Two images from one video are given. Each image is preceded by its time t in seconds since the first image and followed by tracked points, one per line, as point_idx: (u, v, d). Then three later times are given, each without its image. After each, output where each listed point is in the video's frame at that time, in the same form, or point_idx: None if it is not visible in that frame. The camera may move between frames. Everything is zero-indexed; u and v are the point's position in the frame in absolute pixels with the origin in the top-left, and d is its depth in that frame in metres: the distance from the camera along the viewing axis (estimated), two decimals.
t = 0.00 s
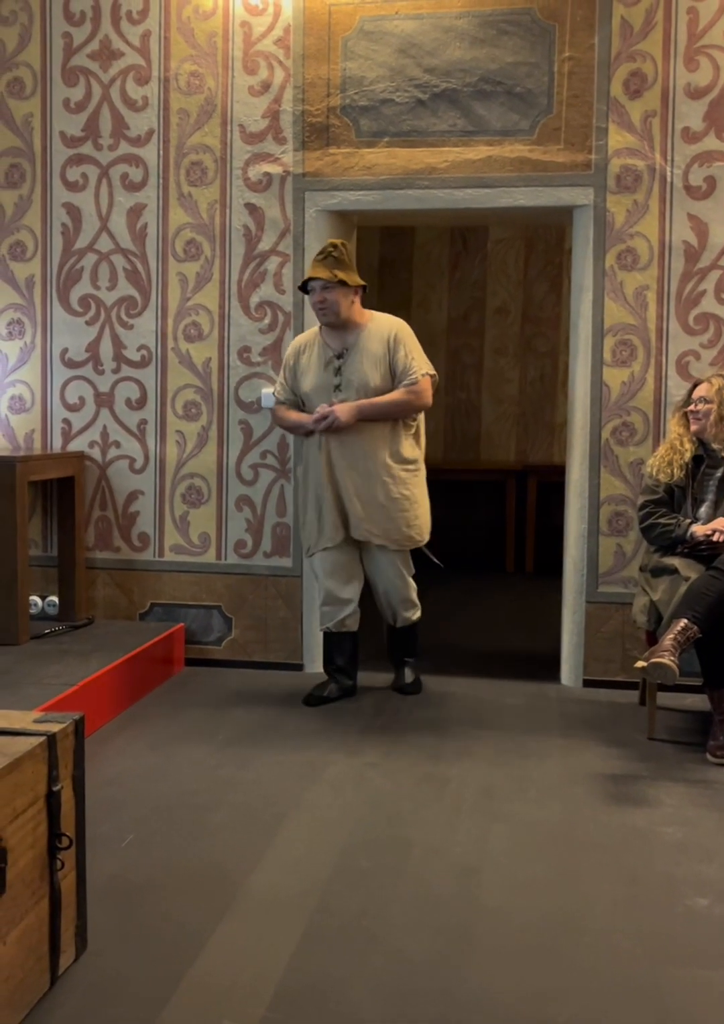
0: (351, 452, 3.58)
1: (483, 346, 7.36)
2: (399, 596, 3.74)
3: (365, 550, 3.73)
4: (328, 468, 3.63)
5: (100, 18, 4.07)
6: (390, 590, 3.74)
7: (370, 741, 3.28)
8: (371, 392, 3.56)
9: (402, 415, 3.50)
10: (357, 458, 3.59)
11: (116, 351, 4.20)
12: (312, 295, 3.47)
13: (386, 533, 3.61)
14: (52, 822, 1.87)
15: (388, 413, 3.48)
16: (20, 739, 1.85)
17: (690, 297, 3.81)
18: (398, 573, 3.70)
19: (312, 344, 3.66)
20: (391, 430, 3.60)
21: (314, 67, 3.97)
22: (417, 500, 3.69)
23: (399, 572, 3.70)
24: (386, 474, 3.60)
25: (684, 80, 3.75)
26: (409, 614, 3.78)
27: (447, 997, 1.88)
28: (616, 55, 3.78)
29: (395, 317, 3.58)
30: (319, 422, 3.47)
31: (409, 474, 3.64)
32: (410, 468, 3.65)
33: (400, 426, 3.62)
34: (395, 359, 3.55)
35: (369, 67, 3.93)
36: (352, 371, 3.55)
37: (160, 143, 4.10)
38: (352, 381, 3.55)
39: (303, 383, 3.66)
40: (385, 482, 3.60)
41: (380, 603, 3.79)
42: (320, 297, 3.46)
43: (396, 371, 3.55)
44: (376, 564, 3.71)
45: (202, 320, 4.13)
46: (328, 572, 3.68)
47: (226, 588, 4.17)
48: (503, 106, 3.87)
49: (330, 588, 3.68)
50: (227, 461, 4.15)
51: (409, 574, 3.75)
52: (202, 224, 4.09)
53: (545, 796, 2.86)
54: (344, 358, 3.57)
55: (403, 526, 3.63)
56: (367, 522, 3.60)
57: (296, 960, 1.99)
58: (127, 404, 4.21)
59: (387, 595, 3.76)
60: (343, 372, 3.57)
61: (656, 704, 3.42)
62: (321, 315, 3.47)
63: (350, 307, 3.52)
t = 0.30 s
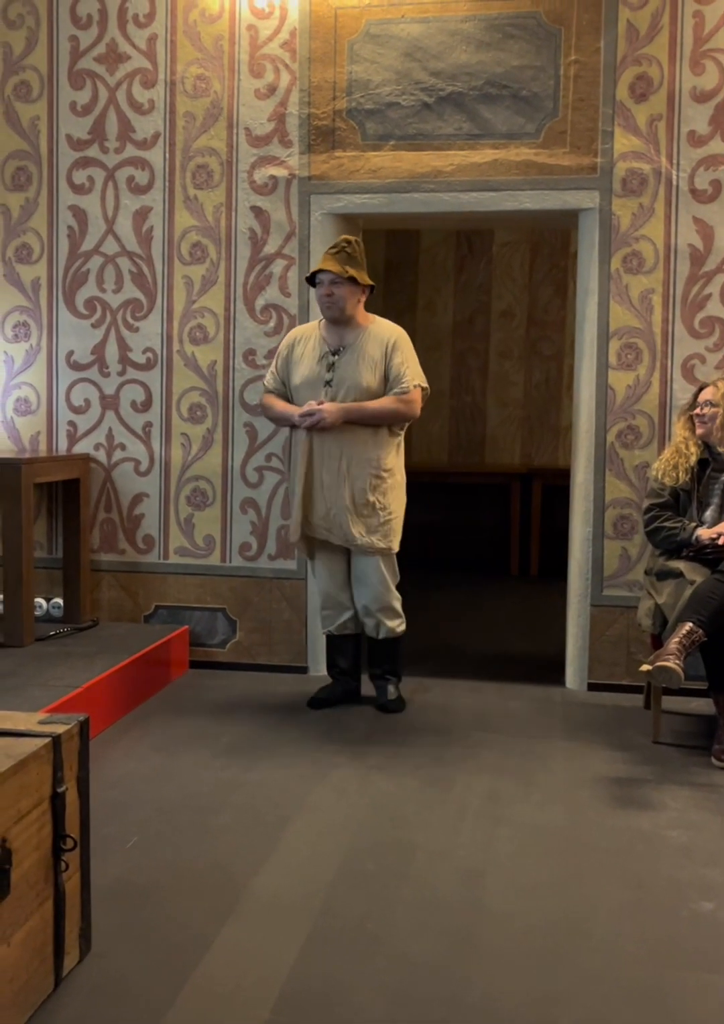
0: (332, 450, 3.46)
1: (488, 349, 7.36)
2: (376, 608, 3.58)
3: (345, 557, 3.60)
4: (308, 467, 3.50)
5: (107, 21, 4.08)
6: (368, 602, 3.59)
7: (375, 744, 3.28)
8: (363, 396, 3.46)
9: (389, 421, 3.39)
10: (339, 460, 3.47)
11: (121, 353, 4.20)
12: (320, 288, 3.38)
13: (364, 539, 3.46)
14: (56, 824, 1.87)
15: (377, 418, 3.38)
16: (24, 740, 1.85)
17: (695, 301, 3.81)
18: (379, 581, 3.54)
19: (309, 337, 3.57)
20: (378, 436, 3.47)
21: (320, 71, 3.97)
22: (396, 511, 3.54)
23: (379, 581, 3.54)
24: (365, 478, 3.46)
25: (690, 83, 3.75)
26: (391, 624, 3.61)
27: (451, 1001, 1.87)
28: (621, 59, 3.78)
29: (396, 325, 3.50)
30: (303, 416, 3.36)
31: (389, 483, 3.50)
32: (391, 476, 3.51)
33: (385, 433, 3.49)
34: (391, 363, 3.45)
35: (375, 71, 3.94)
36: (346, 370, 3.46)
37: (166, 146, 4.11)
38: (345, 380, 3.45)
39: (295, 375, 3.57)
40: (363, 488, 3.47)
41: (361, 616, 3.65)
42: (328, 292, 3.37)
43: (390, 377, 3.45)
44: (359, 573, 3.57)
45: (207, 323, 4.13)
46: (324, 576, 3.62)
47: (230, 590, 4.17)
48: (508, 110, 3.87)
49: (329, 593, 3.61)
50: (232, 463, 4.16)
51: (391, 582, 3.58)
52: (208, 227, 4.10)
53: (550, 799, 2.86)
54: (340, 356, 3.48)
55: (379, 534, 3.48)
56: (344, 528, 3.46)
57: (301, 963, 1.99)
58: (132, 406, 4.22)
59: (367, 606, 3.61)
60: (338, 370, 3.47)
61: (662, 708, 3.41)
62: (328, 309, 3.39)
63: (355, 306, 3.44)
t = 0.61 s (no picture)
0: (330, 459, 3.38)
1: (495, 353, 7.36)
2: (356, 613, 3.39)
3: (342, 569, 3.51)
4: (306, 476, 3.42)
5: (115, 26, 4.10)
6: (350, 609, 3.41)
7: (382, 748, 3.27)
8: (366, 405, 3.38)
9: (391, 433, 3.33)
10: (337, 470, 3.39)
11: (129, 357, 4.21)
12: (331, 291, 3.34)
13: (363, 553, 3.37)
14: (65, 827, 1.87)
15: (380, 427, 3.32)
16: (33, 743, 1.84)
17: (703, 305, 3.81)
18: (365, 585, 3.38)
19: (314, 340, 3.51)
20: (380, 449, 3.41)
21: (328, 75, 3.98)
22: (395, 526, 3.43)
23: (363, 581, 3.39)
24: (364, 489, 3.39)
25: (697, 88, 3.75)
26: (370, 634, 3.37)
27: (459, 1006, 1.87)
28: (629, 64, 3.78)
29: (405, 337, 3.43)
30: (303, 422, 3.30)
31: (389, 496, 3.41)
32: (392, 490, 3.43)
33: (387, 444, 3.42)
34: (396, 374, 3.38)
35: (383, 76, 3.95)
36: (349, 378, 3.38)
37: (174, 150, 4.12)
38: (349, 388, 3.38)
39: (298, 379, 3.50)
40: (362, 499, 3.39)
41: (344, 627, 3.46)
42: (338, 294, 3.33)
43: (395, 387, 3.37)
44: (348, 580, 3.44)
45: (214, 327, 4.14)
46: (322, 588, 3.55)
47: (237, 594, 4.17)
48: (516, 114, 3.87)
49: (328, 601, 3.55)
50: (239, 466, 4.16)
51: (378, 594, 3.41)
52: (215, 231, 4.11)
53: (558, 804, 2.85)
54: (345, 363, 3.40)
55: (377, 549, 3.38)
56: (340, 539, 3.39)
57: (309, 968, 1.99)
58: (140, 410, 4.22)
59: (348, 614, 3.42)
60: (342, 377, 3.40)
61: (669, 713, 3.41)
62: (337, 313, 3.34)
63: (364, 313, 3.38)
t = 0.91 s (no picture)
0: (331, 468, 3.31)
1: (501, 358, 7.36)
2: (357, 631, 3.31)
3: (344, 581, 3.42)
4: (309, 483, 3.39)
5: (123, 32, 4.11)
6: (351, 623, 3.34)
7: (388, 753, 3.27)
8: (371, 410, 3.31)
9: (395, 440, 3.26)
10: (337, 478, 3.31)
11: (135, 361, 4.22)
12: (351, 291, 3.25)
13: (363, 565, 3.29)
14: (72, 831, 1.87)
15: (384, 434, 3.24)
16: (41, 748, 1.84)
17: (710, 310, 3.81)
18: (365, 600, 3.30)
19: (322, 343, 3.45)
20: (384, 457, 3.33)
21: (335, 81, 3.99)
22: (398, 538, 3.35)
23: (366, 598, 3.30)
24: (365, 499, 3.30)
25: (704, 93, 3.75)
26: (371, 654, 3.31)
27: (466, 1011, 1.86)
28: (636, 69, 3.78)
29: (415, 343, 3.35)
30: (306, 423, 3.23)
31: (392, 508, 3.33)
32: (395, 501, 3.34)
33: (391, 453, 3.33)
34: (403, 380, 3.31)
35: (390, 81, 3.95)
36: (355, 382, 3.32)
37: (181, 155, 4.12)
38: (354, 392, 3.31)
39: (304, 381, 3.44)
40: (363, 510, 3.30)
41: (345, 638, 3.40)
42: (360, 298, 3.25)
43: (401, 393, 3.30)
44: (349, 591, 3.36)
45: (221, 331, 4.14)
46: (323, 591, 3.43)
47: (242, 598, 4.17)
48: (523, 119, 3.88)
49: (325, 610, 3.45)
50: (245, 471, 4.16)
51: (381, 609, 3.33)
52: (222, 235, 4.11)
53: (564, 810, 2.84)
54: (352, 366, 3.34)
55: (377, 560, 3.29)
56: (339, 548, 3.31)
57: (315, 974, 1.98)
58: (146, 415, 4.23)
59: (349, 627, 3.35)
60: (349, 381, 3.34)
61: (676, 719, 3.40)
62: (355, 316, 3.26)
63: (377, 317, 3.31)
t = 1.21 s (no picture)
0: (336, 473, 3.26)
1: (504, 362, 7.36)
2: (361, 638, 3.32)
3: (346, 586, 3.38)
4: (313, 488, 3.34)
5: (128, 37, 4.12)
6: (356, 632, 3.33)
7: (391, 758, 3.26)
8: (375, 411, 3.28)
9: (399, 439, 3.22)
10: (343, 484, 3.27)
11: (139, 366, 4.22)
12: (361, 297, 3.22)
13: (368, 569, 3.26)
14: (76, 836, 1.87)
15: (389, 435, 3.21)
16: (45, 752, 1.84)
17: (713, 316, 3.81)
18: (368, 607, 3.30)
19: (326, 344, 3.42)
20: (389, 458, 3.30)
21: (339, 86, 3.99)
22: (403, 541, 3.34)
23: (368, 605, 3.30)
24: (371, 505, 3.27)
25: (708, 99, 3.76)
26: (376, 661, 3.32)
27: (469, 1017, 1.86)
28: (640, 75, 3.79)
29: (420, 342, 3.32)
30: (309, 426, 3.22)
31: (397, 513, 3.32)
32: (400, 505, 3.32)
33: (396, 454, 3.31)
34: (407, 379, 3.28)
35: (394, 86, 3.96)
36: (359, 382, 3.29)
37: (185, 160, 4.13)
38: (358, 393, 3.28)
39: (308, 382, 3.42)
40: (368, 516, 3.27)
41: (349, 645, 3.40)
42: (371, 302, 3.22)
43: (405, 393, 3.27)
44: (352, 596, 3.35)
45: (225, 336, 4.15)
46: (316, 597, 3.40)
47: (246, 602, 4.18)
48: (527, 125, 3.88)
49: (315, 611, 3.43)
50: (249, 475, 4.17)
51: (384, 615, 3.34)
52: (226, 240, 4.12)
53: (567, 815, 2.84)
54: (356, 367, 3.32)
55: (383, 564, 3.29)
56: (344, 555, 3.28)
57: (319, 979, 1.98)
58: (150, 419, 4.23)
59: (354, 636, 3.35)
60: (352, 382, 3.31)
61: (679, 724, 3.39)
62: (365, 320, 3.23)
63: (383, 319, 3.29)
